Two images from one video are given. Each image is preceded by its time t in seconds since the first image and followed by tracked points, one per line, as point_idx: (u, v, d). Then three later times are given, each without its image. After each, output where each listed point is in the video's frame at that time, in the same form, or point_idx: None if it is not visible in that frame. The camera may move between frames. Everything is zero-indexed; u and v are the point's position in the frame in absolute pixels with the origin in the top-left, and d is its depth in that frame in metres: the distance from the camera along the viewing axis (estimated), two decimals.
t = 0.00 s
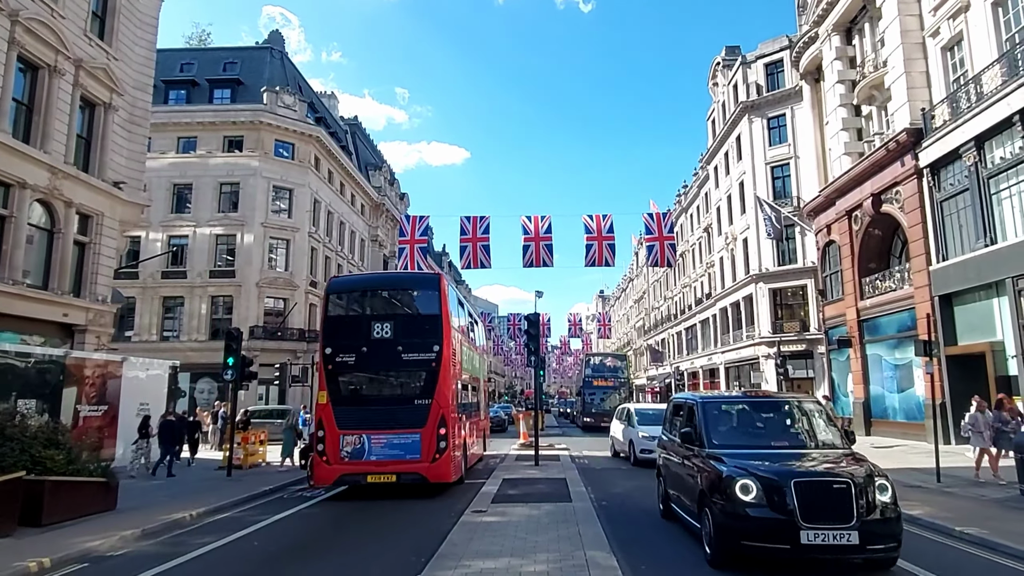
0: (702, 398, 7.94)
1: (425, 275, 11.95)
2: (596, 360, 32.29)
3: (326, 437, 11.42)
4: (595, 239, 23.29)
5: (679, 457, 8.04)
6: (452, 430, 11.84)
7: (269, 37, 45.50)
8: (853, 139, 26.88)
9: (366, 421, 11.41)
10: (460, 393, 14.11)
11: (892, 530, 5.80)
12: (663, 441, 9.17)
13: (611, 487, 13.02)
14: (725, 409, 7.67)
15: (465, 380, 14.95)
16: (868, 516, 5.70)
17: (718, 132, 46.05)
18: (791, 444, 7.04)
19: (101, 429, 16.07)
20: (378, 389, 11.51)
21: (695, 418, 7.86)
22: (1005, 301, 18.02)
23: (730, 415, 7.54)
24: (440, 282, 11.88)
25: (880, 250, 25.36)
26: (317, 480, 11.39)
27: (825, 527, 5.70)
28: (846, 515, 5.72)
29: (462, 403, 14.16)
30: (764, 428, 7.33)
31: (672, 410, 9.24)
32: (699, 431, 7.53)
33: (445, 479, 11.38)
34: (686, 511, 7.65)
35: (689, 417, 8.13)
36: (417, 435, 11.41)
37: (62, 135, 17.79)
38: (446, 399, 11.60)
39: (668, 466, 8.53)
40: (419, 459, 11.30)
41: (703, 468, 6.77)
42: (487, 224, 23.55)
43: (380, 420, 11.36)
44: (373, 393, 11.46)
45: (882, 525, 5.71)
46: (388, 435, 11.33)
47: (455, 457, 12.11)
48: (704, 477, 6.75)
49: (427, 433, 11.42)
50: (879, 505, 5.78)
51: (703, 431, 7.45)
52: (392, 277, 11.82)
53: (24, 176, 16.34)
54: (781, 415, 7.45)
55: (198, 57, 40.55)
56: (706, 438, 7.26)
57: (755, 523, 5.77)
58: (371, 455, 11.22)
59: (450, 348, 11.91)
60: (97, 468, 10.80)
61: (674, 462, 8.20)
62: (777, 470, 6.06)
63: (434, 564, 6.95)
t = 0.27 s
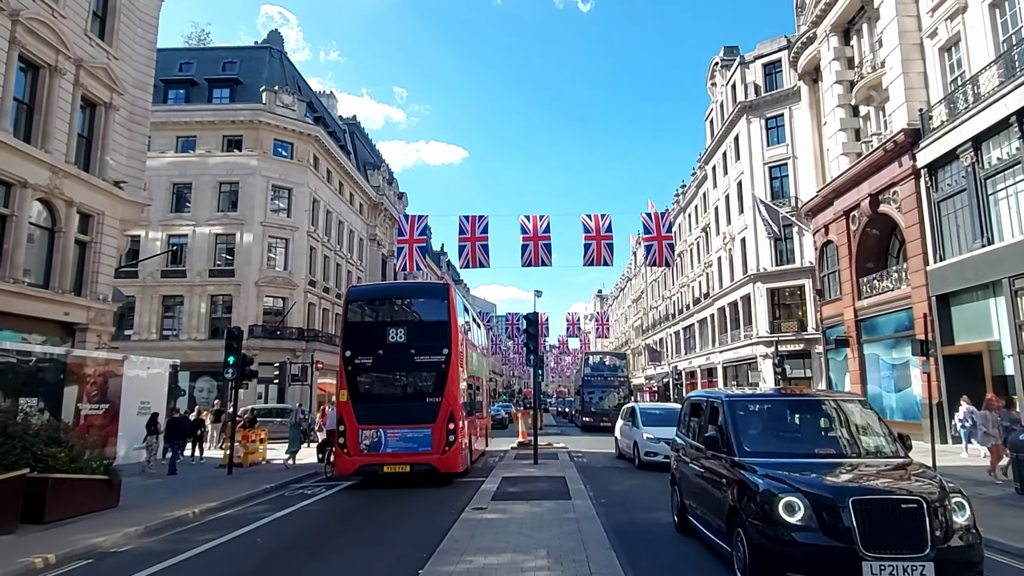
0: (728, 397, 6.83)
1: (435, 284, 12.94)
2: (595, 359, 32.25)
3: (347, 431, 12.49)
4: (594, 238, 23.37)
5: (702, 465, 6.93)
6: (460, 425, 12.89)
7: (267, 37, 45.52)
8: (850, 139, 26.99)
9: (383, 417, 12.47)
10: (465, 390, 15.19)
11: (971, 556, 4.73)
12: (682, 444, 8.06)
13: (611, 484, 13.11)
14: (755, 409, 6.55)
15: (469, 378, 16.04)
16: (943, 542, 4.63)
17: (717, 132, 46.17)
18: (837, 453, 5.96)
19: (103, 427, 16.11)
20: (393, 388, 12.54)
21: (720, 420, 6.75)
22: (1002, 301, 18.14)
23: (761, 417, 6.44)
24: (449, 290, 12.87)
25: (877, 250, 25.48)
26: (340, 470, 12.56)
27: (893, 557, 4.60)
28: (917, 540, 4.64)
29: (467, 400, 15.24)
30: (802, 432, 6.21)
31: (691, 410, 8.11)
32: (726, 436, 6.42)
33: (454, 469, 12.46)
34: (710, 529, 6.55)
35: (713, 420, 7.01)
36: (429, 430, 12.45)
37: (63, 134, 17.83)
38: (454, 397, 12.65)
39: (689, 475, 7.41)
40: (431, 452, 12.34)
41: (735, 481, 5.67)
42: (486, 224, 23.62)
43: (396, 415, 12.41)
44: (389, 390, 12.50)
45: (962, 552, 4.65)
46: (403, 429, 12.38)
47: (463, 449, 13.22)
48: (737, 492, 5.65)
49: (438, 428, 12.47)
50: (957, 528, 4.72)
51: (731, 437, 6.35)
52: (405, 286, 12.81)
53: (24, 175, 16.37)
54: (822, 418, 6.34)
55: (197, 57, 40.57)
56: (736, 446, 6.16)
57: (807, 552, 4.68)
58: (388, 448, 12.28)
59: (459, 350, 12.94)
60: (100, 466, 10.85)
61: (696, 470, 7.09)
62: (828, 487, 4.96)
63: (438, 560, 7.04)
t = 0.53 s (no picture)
0: (772, 393, 5.58)
1: (444, 292, 14.31)
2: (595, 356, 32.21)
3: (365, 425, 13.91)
4: (593, 236, 23.47)
5: (740, 475, 5.71)
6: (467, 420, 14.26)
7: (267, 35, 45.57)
8: (848, 138, 27.11)
9: (398, 412, 13.88)
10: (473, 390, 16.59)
11: None
12: (708, 447, 6.86)
13: (610, 481, 13.23)
14: (806, 408, 5.33)
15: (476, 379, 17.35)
16: None
17: (715, 131, 46.27)
18: (912, 463, 4.74)
19: (105, 424, 16.18)
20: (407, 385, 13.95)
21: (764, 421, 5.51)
22: (999, 300, 18.27)
23: (814, 418, 5.22)
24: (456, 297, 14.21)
25: (875, 249, 25.60)
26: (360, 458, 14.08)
27: None
28: None
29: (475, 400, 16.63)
30: (864, 437, 5.01)
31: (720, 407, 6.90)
32: (773, 440, 5.20)
33: (463, 459, 13.87)
34: (748, 553, 5.38)
35: (752, 421, 5.79)
36: (439, 424, 13.87)
37: (65, 132, 17.90)
38: (462, 394, 14.01)
39: (721, 486, 6.20)
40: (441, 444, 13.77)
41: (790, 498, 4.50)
42: (485, 222, 23.71)
43: (410, 411, 13.81)
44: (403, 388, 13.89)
45: None
46: (416, 423, 13.82)
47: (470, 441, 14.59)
48: (794, 515, 4.46)
49: (447, 422, 13.85)
50: None
51: (779, 443, 5.13)
52: (417, 294, 14.15)
53: (27, 173, 16.42)
54: (888, 417, 5.16)
55: (197, 55, 40.59)
56: (788, 455, 4.93)
57: None
58: (402, 440, 13.71)
59: (466, 352, 14.30)
60: (105, 461, 10.93)
61: (731, 481, 5.87)
62: (921, 511, 3.70)
63: (441, 553, 7.14)
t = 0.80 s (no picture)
0: (862, 388, 4.06)
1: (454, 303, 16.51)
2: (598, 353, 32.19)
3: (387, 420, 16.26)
4: (594, 235, 23.57)
5: (813, 502, 4.21)
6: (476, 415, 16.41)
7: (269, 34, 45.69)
8: (850, 136, 27.15)
9: (416, 409, 16.27)
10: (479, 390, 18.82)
11: None
12: (757, 460, 5.35)
13: (610, 477, 13.36)
14: (903, 408, 3.86)
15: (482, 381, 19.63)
16: None
17: (717, 129, 46.30)
18: None
19: (110, 420, 16.33)
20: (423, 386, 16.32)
21: (851, 426, 4.02)
22: (999, 298, 18.33)
23: (925, 423, 3.75)
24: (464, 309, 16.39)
25: (876, 248, 25.67)
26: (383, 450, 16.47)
27: None
28: None
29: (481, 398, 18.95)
30: (987, 448, 3.56)
31: (770, 409, 5.41)
32: (869, 454, 3.72)
33: (472, 448, 16.10)
34: None
35: (831, 427, 4.27)
36: (450, 418, 16.17)
37: (69, 131, 18.03)
38: (470, 392, 16.20)
39: (781, 514, 4.69)
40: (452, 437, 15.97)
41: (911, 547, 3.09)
42: (487, 220, 23.80)
43: (425, 407, 16.12)
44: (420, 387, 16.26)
45: None
46: (430, 418, 16.14)
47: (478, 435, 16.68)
48: (923, 573, 3.02)
49: (458, 416, 16.10)
50: None
51: (873, 458, 3.66)
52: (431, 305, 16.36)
53: (32, 172, 16.56)
54: None
55: (200, 53, 40.70)
56: (901, 478, 3.45)
57: None
58: (420, 432, 16.04)
59: (474, 356, 16.52)
60: (111, 457, 11.07)
61: (800, 510, 4.35)
62: None
63: (442, 547, 7.27)
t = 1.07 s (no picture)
0: (997, 386, 3.05)
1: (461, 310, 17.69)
2: (602, 352, 32.07)
3: (399, 419, 17.43)
4: (595, 235, 23.63)
5: (923, 551, 3.20)
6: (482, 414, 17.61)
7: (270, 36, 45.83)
8: (851, 137, 27.18)
9: (426, 408, 17.46)
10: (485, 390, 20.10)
11: None
12: (823, 480, 4.34)
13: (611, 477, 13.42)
14: None
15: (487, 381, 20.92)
16: None
17: (718, 129, 46.34)
18: None
19: (113, 422, 16.41)
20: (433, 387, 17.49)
21: (986, 442, 3.04)
22: (999, 298, 18.35)
23: None
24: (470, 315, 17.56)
25: (877, 248, 25.72)
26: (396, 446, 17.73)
27: None
28: None
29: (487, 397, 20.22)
30: None
31: (835, 414, 4.37)
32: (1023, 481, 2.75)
33: (478, 445, 17.30)
34: None
35: (937, 439, 3.33)
36: (458, 416, 17.35)
37: (73, 135, 18.14)
38: (477, 393, 17.39)
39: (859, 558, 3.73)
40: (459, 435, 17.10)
41: None
42: (488, 221, 23.88)
43: (435, 406, 17.30)
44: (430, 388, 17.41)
45: None
46: (440, 416, 17.33)
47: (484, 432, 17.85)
48: None
49: (465, 415, 17.30)
50: None
51: None
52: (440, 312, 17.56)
53: (36, 176, 16.67)
54: None
55: (201, 55, 40.83)
56: None
57: None
58: (430, 429, 17.26)
59: (479, 359, 17.71)
60: (114, 459, 11.13)
61: (901, 556, 3.35)
62: None
63: (442, 547, 7.34)
